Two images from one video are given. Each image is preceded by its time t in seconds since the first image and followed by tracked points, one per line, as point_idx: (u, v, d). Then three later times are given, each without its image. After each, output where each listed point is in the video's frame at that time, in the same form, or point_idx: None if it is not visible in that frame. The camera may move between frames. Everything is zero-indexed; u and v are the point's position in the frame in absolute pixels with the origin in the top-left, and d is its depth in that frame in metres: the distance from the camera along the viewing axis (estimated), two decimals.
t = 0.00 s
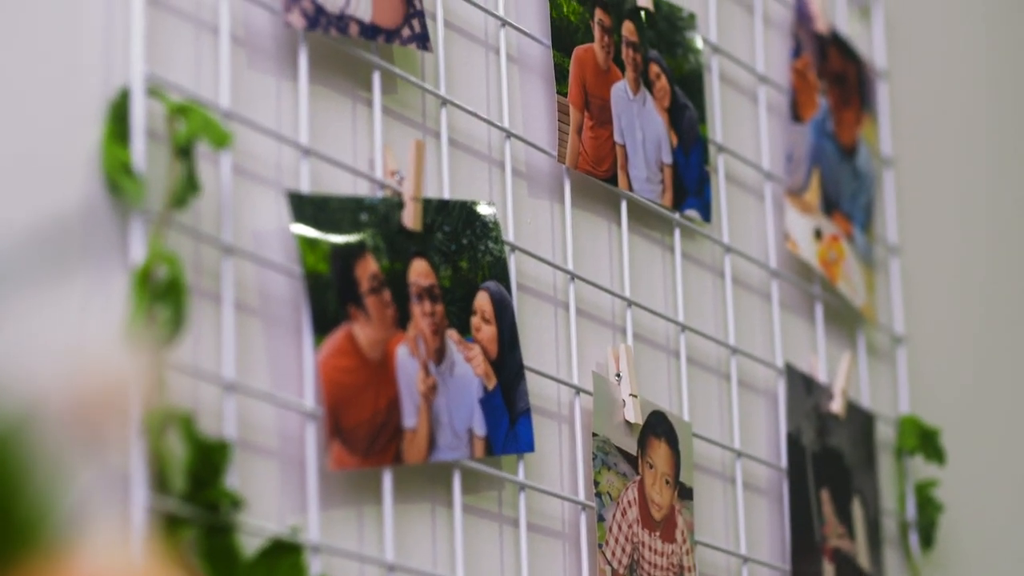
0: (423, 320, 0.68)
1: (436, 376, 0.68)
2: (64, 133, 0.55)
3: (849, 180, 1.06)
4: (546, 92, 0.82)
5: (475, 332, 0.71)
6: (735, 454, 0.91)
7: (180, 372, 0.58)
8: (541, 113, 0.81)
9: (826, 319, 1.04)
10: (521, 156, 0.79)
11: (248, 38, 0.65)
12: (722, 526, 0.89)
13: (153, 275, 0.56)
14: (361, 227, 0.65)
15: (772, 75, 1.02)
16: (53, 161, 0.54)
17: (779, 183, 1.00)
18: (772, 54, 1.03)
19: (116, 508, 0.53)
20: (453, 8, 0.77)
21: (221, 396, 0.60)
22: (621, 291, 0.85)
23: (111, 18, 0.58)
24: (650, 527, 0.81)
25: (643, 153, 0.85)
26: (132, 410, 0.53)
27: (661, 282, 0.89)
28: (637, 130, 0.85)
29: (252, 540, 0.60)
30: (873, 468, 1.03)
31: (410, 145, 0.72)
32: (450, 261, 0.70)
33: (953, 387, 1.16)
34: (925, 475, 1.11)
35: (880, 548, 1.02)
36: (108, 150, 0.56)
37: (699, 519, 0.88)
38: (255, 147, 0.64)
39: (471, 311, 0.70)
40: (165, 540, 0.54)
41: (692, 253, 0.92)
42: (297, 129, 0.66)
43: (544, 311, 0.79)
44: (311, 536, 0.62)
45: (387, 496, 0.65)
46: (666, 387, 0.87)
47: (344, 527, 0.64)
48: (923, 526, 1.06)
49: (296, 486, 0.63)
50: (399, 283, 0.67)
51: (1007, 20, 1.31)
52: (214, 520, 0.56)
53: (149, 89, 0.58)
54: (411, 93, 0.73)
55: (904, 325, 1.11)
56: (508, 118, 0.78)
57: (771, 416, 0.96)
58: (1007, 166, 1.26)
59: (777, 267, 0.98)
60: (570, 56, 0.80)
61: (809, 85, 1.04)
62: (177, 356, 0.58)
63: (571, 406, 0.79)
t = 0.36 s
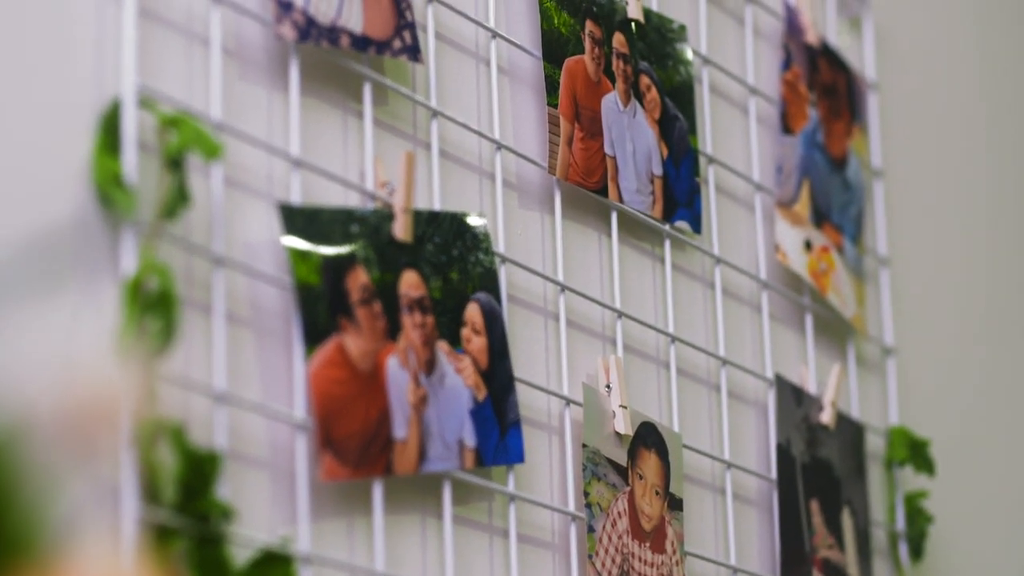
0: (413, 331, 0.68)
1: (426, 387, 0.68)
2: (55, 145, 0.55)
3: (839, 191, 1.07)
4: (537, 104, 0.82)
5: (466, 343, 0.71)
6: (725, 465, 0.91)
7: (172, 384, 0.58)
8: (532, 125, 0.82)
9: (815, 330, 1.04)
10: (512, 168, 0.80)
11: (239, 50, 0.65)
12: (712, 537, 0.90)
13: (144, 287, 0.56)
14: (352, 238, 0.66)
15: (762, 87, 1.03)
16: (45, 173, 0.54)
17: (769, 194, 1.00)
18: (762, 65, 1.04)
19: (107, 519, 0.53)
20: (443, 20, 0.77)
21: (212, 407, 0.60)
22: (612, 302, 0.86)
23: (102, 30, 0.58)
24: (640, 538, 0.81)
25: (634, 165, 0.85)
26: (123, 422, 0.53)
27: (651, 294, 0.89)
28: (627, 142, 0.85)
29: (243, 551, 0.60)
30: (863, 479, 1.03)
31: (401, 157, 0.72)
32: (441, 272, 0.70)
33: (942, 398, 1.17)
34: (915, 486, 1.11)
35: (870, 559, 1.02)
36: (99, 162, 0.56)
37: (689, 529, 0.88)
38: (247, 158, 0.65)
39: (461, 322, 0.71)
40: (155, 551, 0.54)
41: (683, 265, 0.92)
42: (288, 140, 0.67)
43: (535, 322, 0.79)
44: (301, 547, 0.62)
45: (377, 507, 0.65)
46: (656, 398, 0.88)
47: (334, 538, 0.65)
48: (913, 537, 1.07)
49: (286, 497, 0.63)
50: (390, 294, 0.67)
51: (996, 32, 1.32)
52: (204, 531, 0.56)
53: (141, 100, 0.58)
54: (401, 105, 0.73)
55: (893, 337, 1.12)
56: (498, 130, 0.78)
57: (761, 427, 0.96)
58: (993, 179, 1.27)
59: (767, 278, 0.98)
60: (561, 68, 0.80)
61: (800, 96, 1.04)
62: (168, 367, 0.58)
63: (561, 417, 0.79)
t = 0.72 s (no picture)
0: (402, 342, 0.68)
1: (415, 398, 0.68)
2: (44, 155, 0.55)
3: (827, 202, 1.07)
4: (526, 114, 0.82)
5: (455, 353, 0.71)
6: (714, 475, 0.91)
7: (162, 394, 0.58)
8: (521, 136, 0.82)
9: (804, 341, 1.05)
10: (501, 179, 0.80)
11: (230, 61, 0.65)
12: (699, 548, 0.90)
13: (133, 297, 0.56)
14: (341, 249, 0.66)
15: (751, 98, 1.03)
16: (34, 184, 0.55)
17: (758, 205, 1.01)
18: (751, 76, 1.04)
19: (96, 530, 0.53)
20: (433, 31, 0.77)
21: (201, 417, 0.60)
22: (601, 313, 0.86)
23: (92, 42, 0.58)
24: (629, 549, 0.81)
25: (623, 176, 0.86)
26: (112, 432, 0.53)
27: (640, 305, 0.89)
28: (616, 154, 0.85)
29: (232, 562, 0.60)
30: (852, 489, 1.04)
31: (390, 168, 0.72)
32: (430, 283, 0.70)
33: (930, 409, 1.17)
34: (903, 496, 1.12)
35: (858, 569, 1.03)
36: (88, 174, 0.56)
37: (677, 540, 0.88)
38: (237, 169, 0.65)
39: (450, 333, 0.71)
40: (143, 562, 0.54)
41: (671, 276, 0.92)
42: (278, 151, 0.67)
43: (524, 333, 0.79)
44: (290, 558, 0.62)
45: (366, 518, 0.65)
46: (645, 409, 0.88)
47: (323, 548, 0.65)
48: (902, 547, 1.07)
49: (275, 507, 0.63)
50: (379, 305, 0.67)
51: (987, 44, 1.32)
52: (193, 542, 0.56)
53: (130, 110, 0.58)
54: (391, 116, 0.73)
55: (882, 348, 1.12)
56: (487, 140, 0.78)
57: (750, 438, 0.97)
58: (982, 190, 1.27)
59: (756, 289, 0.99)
60: (550, 80, 0.81)
61: (789, 106, 1.05)
62: (157, 378, 0.58)
63: (550, 427, 0.80)
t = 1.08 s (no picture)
0: (390, 351, 0.68)
1: (403, 407, 0.68)
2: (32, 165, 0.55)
3: (814, 212, 1.07)
4: (513, 124, 0.83)
5: (442, 363, 0.71)
6: (701, 485, 0.91)
7: (148, 404, 0.58)
8: (509, 145, 0.82)
9: (792, 351, 1.05)
10: (489, 188, 0.80)
11: (218, 70, 0.65)
12: (686, 557, 0.90)
13: (122, 307, 0.56)
14: (329, 258, 0.66)
15: (738, 108, 1.04)
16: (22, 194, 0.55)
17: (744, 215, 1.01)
18: (739, 86, 1.04)
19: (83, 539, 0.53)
20: (421, 40, 0.77)
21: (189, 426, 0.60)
22: (588, 323, 0.86)
23: (80, 52, 0.58)
24: (616, 558, 0.81)
25: (610, 186, 0.86)
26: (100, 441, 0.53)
27: (628, 315, 0.89)
28: (604, 163, 0.86)
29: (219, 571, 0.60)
30: (839, 499, 1.04)
31: (378, 177, 0.72)
32: (418, 292, 0.70)
33: (917, 419, 1.17)
34: (890, 505, 1.12)
35: None
36: (77, 184, 0.56)
37: (664, 549, 0.88)
38: (225, 179, 0.65)
39: (438, 342, 0.71)
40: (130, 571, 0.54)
41: (659, 286, 0.93)
42: (266, 160, 0.67)
43: (511, 342, 0.79)
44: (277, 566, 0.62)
45: (353, 527, 0.65)
46: (633, 418, 0.88)
47: (310, 557, 0.65)
48: (889, 556, 1.07)
49: (263, 515, 0.63)
50: (367, 314, 0.67)
51: (974, 54, 1.33)
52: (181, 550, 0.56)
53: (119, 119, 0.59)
54: (379, 126, 0.74)
55: (869, 357, 1.13)
56: (475, 150, 0.78)
57: (738, 447, 0.97)
58: (968, 200, 1.28)
59: (743, 299, 0.99)
60: (538, 90, 0.81)
61: (775, 115, 1.04)
62: (145, 387, 0.59)
63: (538, 437, 0.80)
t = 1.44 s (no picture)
0: (376, 359, 0.68)
1: (389, 416, 0.68)
2: (18, 173, 0.55)
3: (798, 220, 1.07)
4: (499, 132, 0.83)
5: (428, 371, 0.71)
6: (686, 493, 0.92)
7: (134, 412, 0.58)
8: (494, 154, 0.82)
9: (778, 359, 1.05)
10: (475, 196, 0.80)
11: (205, 78, 0.66)
12: (671, 565, 0.90)
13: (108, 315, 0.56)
14: (315, 266, 0.66)
15: (725, 116, 1.04)
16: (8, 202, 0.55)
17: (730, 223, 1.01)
18: (725, 95, 1.05)
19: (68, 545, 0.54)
20: (407, 49, 0.78)
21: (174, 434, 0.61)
22: (573, 331, 0.86)
23: (66, 61, 0.58)
24: (601, 566, 0.81)
25: (596, 194, 0.86)
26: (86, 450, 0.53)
27: (613, 323, 0.90)
28: (590, 171, 0.86)
29: None
30: (825, 507, 1.04)
31: (364, 186, 0.73)
32: (404, 301, 0.70)
33: (901, 427, 1.18)
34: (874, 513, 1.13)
35: None
36: (63, 192, 0.56)
37: (649, 557, 0.89)
38: (211, 187, 0.65)
39: (424, 350, 0.71)
40: None
41: (645, 294, 0.93)
42: (252, 169, 0.67)
43: (497, 351, 0.79)
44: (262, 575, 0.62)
45: (339, 536, 0.65)
46: (618, 426, 0.88)
47: (296, 566, 0.65)
48: (874, 564, 1.08)
49: (248, 524, 0.63)
50: (353, 322, 0.67)
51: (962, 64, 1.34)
52: (167, 558, 0.56)
53: (105, 128, 0.59)
54: (365, 134, 0.74)
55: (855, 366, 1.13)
56: (461, 158, 0.79)
57: (723, 455, 0.97)
58: (954, 209, 1.29)
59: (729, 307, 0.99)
60: (524, 98, 0.81)
61: (762, 123, 1.04)
62: (131, 395, 0.59)
63: (523, 445, 0.80)
